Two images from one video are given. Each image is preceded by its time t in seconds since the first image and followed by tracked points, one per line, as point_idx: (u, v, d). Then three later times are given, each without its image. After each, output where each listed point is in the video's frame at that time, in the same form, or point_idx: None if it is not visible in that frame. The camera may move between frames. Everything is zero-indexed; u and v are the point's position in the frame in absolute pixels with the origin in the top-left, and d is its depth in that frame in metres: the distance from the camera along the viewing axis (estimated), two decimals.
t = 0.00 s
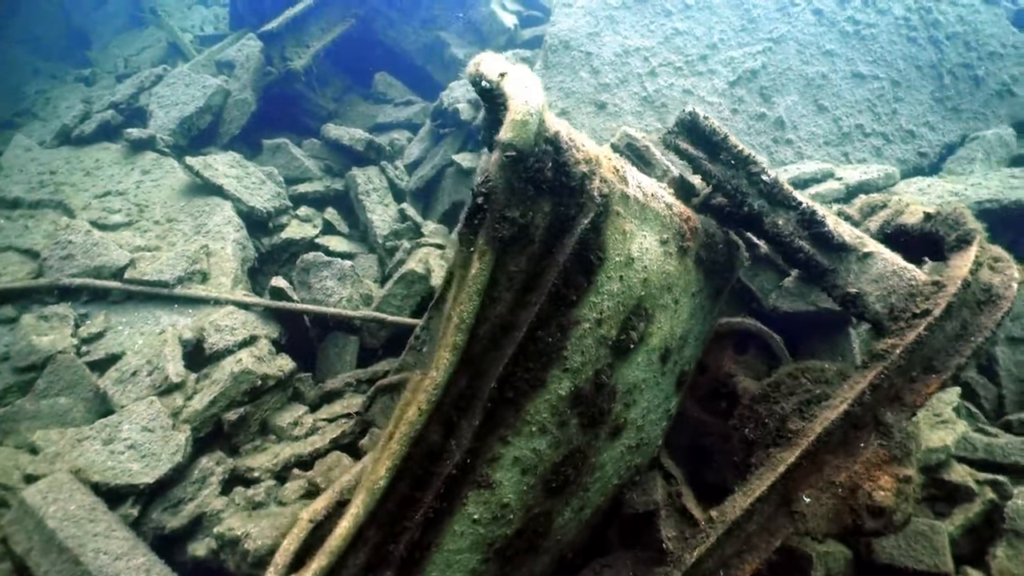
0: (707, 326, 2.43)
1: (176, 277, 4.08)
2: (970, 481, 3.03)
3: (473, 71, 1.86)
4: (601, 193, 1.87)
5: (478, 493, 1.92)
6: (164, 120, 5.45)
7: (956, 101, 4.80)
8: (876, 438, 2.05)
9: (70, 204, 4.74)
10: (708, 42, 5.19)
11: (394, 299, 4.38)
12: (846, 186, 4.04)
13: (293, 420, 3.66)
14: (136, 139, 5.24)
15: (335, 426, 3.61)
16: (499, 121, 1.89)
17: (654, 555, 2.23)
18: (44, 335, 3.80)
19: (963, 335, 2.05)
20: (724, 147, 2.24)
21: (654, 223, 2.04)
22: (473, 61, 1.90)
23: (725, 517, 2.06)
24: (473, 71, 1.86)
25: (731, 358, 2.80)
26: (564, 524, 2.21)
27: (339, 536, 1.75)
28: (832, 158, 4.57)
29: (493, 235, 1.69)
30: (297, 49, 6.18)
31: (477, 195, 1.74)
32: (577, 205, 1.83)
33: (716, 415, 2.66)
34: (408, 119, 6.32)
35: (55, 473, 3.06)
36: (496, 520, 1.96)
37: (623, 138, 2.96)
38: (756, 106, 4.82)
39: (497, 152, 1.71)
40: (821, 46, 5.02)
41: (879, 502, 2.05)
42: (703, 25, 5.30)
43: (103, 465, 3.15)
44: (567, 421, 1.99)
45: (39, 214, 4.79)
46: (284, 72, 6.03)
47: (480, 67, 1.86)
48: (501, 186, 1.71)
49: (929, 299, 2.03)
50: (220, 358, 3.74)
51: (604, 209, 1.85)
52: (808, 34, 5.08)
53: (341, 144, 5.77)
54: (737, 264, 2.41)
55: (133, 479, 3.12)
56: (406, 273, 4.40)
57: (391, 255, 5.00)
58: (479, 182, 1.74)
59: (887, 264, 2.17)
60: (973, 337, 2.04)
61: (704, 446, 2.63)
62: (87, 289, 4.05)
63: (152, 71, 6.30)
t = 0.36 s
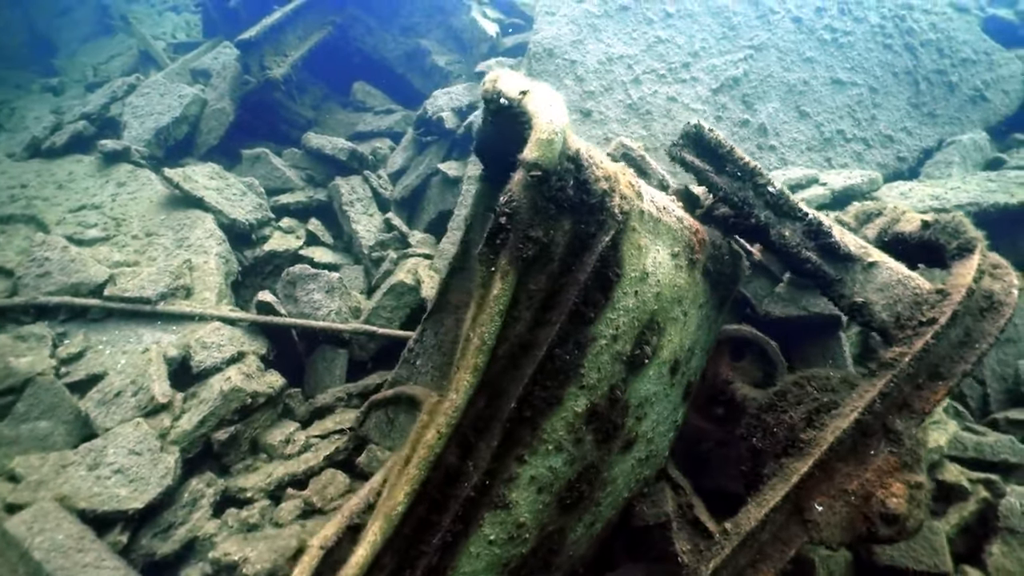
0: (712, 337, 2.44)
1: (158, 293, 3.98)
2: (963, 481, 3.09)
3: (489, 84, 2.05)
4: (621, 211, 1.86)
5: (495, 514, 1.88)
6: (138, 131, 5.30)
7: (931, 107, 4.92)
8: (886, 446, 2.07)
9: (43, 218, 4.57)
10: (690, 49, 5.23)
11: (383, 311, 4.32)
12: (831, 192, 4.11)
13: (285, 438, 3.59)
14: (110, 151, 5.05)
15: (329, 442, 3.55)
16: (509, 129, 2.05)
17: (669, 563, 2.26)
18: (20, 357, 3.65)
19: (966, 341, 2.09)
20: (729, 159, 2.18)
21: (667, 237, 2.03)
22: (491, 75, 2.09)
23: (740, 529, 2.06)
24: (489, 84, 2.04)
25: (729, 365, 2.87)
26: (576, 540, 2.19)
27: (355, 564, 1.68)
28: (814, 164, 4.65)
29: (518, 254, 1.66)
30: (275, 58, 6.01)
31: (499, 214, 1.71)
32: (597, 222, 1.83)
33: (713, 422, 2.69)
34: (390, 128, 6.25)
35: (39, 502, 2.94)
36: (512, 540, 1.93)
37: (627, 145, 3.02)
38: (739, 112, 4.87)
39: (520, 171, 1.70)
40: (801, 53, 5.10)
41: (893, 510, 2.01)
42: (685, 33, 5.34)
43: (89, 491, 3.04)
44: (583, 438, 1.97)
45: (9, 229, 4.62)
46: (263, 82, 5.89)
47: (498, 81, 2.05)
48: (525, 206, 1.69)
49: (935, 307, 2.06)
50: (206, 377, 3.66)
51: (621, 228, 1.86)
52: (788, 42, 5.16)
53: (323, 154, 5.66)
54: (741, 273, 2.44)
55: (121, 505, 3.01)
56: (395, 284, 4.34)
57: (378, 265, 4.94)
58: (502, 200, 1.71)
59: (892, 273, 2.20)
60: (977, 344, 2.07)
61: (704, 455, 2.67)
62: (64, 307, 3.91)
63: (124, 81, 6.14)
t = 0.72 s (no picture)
0: (714, 327, 2.45)
1: (139, 289, 3.85)
2: (949, 462, 3.18)
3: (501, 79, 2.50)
4: (642, 205, 1.87)
5: (509, 512, 1.86)
6: (108, 122, 5.10)
7: (909, 96, 5.03)
8: (891, 433, 2.10)
9: (11, 213, 4.39)
10: (674, 38, 5.22)
11: (370, 304, 4.27)
12: (816, 180, 4.17)
13: (275, 436, 3.57)
14: (81, 142, 4.83)
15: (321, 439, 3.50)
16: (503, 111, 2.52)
17: (678, 555, 2.27)
18: None
19: (966, 329, 2.12)
20: (736, 150, 2.21)
21: (678, 230, 2.02)
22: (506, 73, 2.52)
23: (749, 518, 2.09)
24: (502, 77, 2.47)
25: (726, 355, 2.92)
26: (585, 533, 2.18)
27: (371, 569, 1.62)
28: (797, 152, 4.69)
29: (542, 251, 1.67)
30: (250, 46, 6.02)
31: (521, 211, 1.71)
32: (618, 217, 1.84)
33: (705, 410, 2.72)
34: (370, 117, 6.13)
35: (22, 510, 2.84)
36: (525, 538, 1.91)
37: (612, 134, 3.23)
38: (724, 101, 4.89)
39: (545, 166, 1.71)
40: (784, 41, 5.14)
41: (898, 496, 2.08)
42: (668, 21, 5.33)
43: (76, 497, 2.95)
44: (595, 433, 1.96)
45: None
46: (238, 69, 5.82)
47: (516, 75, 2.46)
48: (550, 202, 1.71)
49: (937, 297, 2.09)
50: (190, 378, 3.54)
51: (641, 223, 1.86)
52: (771, 30, 5.20)
53: (302, 144, 5.53)
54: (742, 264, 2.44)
55: (108, 511, 2.91)
56: (382, 277, 4.32)
57: (362, 258, 4.87)
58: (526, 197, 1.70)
59: (893, 264, 2.23)
60: (977, 331, 2.10)
61: (694, 440, 2.71)
62: (39, 306, 3.76)
63: (92, 69, 5.90)
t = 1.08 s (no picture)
0: (712, 326, 2.47)
1: (114, 296, 3.73)
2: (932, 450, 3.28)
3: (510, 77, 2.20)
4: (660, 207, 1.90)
5: (522, 518, 1.83)
6: (74, 121, 4.89)
7: (883, 93, 5.15)
8: (892, 427, 2.14)
9: None
10: (653, 35, 5.22)
11: (354, 306, 4.20)
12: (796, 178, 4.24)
13: (262, 444, 3.49)
14: (47, 141, 4.62)
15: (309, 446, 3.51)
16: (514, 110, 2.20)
17: (685, 554, 2.25)
18: None
19: (960, 324, 2.16)
20: (736, 151, 2.23)
21: (685, 231, 2.02)
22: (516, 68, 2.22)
23: (755, 515, 2.12)
24: (512, 74, 2.18)
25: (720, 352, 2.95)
26: (592, 534, 2.17)
27: None
28: (776, 148, 4.76)
29: (564, 256, 1.65)
30: (221, 43, 6.03)
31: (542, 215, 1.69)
32: (634, 220, 1.83)
33: (697, 405, 2.69)
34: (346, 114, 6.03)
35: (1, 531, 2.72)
36: (536, 542, 1.89)
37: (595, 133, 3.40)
38: (703, 98, 4.93)
39: (567, 170, 1.69)
40: (762, 39, 5.21)
41: (900, 488, 2.12)
42: (647, 18, 5.33)
43: (58, 514, 2.83)
44: (606, 435, 1.95)
45: None
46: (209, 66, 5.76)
47: (529, 73, 2.14)
48: (572, 207, 1.69)
49: (934, 293, 2.14)
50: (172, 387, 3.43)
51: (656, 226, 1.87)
52: (749, 28, 5.26)
53: (278, 142, 5.41)
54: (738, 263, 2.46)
55: (92, 528, 2.80)
56: (366, 278, 4.25)
57: (344, 258, 4.79)
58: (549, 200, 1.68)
59: (890, 260, 2.27)
60: (970, 326, 2.14)
61: (683, 434, 2.68)
62: (8, 314, 3.60)
63: (54, 65, 5.65)
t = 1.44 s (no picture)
0: (704, 328, 2.49)
1: (79, 302, 3.58)
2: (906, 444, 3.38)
3: (512, 82, 2.24)
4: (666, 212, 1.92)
5: (523, 526, 1.74)
6: (29, 117, 4.62)
7: (851, 94, 5.31)
8: (881, 426, 2.19)
9: None
10: (629, 34, 5.23)
11: (331, 309, 4.13)
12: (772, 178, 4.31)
13: (241, 452, 3.40)
14: None
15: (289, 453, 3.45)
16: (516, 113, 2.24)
17: (680, 555, 2.23)
18: None
19: (944, 324, 2.20)
20: (731, 153, 2.28)
21: (684, 235, 2.03)
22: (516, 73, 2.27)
23: (750, 515, 2.14)
24: (520, 77, 2.19)
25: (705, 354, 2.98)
26: (589, 539, 2.15)
27: None
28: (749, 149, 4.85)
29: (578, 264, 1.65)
30: (187, 36, 5.85)
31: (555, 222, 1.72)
32: (643, 227, 1.85)
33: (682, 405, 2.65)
34: (316, 112, 5.90)
35: None
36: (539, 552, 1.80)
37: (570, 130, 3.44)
38: (679, 98, 4.97)
39: (582, 177, 1.73)
40: (735, 40, 5.30)
41: (889, 486, 2.17)
42: (622, 18, 5.31)
43: (26, 532, 2.68)
44: (607, 441, 1.94)
45: None
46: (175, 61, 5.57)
47: (539, 77, 2.15)
48: (587, 216, 1.70)
49: (919, 294, 2.20)
50: (143, 396, 3.30)
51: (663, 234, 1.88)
52: (722, 29, 5.33)
53: (248, 140, 5.27)
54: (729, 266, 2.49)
55: (64, 546, 2.67)
56: (343, 280, 4.19)
57: (319, 260, 4.69)
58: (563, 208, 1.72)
59: (878, 262, 2.33)
60: (954, 326, 2.19)
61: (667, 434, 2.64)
62: None
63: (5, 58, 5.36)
